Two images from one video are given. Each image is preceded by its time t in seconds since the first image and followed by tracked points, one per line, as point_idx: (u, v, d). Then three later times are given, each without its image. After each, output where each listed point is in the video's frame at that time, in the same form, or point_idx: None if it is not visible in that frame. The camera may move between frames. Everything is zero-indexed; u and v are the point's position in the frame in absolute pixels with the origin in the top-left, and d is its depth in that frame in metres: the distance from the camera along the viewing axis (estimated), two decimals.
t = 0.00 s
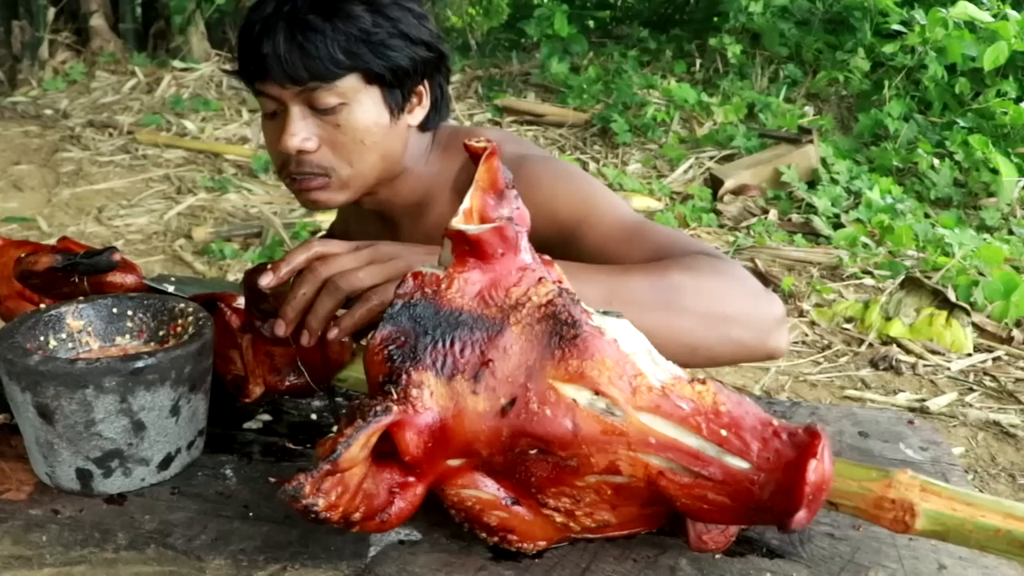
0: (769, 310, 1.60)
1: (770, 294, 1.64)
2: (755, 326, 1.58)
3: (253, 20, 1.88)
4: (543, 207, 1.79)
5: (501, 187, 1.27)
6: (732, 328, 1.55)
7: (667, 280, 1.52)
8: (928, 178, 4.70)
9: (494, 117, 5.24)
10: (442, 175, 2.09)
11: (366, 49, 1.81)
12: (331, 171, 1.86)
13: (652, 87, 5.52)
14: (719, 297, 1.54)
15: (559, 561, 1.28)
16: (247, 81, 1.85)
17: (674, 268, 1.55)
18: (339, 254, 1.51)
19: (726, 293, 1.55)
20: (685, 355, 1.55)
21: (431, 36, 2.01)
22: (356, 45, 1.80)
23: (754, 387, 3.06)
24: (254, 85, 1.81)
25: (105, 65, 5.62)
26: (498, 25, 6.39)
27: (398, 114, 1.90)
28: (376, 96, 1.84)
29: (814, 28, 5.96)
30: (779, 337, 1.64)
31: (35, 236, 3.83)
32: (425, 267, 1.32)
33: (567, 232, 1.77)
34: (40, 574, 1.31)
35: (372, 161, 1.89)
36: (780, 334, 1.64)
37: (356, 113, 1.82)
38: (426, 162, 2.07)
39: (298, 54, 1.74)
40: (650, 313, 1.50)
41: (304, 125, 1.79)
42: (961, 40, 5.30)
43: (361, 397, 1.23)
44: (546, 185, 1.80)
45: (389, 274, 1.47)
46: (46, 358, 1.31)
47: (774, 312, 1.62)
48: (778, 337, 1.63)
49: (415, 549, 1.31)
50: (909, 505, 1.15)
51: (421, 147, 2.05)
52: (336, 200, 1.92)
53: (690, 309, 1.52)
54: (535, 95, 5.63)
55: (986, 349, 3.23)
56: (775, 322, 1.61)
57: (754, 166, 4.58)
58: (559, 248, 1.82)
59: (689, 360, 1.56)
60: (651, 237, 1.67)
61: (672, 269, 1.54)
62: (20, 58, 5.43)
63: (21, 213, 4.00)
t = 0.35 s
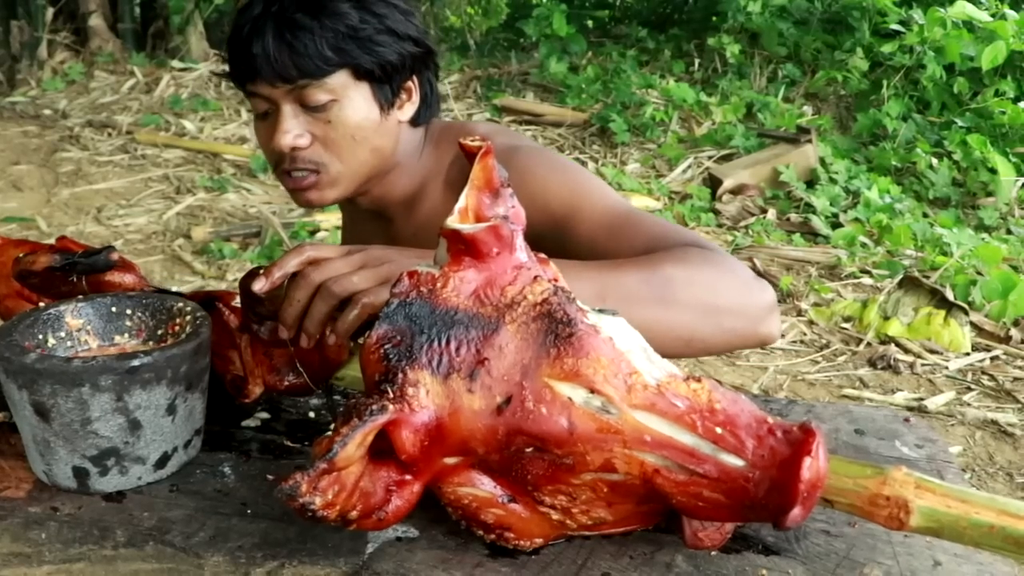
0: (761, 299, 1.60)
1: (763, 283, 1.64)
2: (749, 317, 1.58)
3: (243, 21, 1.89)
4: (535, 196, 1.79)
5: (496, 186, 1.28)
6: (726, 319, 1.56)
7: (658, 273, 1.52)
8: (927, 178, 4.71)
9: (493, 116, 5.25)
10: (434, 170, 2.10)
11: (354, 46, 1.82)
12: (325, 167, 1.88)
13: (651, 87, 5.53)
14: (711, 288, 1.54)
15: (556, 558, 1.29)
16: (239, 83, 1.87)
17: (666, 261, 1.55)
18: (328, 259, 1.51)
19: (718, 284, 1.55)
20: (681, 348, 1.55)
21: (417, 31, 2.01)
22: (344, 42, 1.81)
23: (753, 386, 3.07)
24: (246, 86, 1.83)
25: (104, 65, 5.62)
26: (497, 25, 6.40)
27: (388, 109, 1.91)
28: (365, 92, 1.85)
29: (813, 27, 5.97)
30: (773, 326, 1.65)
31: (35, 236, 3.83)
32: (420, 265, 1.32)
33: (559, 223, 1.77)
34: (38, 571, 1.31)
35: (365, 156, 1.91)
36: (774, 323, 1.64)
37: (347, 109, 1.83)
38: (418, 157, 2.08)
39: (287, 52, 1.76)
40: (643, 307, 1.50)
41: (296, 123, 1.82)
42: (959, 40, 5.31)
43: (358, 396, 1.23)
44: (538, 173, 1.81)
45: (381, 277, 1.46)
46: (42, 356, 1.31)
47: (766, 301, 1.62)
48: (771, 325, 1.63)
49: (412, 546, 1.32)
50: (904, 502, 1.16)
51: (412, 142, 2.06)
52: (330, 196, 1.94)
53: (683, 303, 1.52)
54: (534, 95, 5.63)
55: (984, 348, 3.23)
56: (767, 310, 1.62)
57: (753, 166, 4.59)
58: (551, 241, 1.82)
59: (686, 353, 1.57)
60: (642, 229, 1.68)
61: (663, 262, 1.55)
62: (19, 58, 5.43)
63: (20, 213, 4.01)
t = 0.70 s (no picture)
0: (756, 302, 1.62)
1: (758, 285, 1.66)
2: (745, 318, 1.60)
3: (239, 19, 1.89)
4: (532, 194, 1.79)
5: (494, 186, 1.29)
6: (722, 321, 1.58)
7: (657, 276, 1.53)
8: (925, 177, 4.71)
9: (493, 116, 5.25)
10: (432, 168, 2.10)
11: (352, 39, 1.84)
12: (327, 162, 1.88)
13: (649, 87, 5.53)
14: (710, 291, 1.56)
15: (554, 557, 1.29)
16: (238, 81, 1.88)
17: (665, 264, 1.55)
18: (330, 257, 1.51)
19: (715, 286, 1.56)
20: (677, 349, 1.57)
21: (413, 24, 2.04)
22: (342, 35, 1.83)
23: (751, 385, 3.07)
24: (244, 83, 1.84)
25: (103, 64, 5.62)
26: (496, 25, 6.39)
27: (387, 103, 1.92)
28: (365, 85, 1.86)
29: (812, 27, 5.97)
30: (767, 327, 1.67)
31: (33, 235, 3.83)
32: (418, 266, 1.32)
33: (558, 223, 1.77)
34: (38, 569, 1.32)
35: (365, 151, 1.91)
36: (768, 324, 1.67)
37: (346, 102, 1.83)
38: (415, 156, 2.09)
39: (286, 46, 1.77)
40: (642, 311, 1.51)
41: (296, 117, 1.81)
42: (958, 40, 5.32)
43: (356, 396, 1.24)
44: (535, 170, 1.81)
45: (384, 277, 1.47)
46: (42, 355, 1.32)
47: (761, 303, 1.64)
48: (765, 327, 1.66)
49: (411, 545, 1.32)
50: (901, 501, 1.16)
51: (411, 137, 2.06)
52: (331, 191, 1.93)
53: (681, 306, 1.53)
54: (532, 94, 5.63)
55: (982, 347, 3.23)
56: (761, 313, 1.64)
57: (751, 165, 4.60)
58: (549, 239, 1.82)
59: (681, 354, 1.59)
60: (640, 230, 1.68)
61: (663, 266, 1.55)
62: (17, 58, 5.43)
63: (19, 212, 4.01)
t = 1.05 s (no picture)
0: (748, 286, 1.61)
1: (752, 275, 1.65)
2: (734, 301, 1.59)
3: (233, 20, 1.90)
4: (524, 185, 1.79)
5: (493, 184, 1.29)
6: (707, 300, 1.57)
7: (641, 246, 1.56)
8: (924, 177, 4.72)
9: (491, 115, 5.25)
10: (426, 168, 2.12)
11: (347, 36, 1.85)
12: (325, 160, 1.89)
13: (648, 86, 5.54)
14: (695, 266, 1.57)
15: (552, 555, 1.29)
16: (233, 84, 1.88)
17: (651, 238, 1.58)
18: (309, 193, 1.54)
19: (701, 262, 1.57)
20: (658, 322, 1.57)
21: (404, 21, 2.05)
22: (337, 32, 1.84)
23: (750, 384, 3.08)
24: (239, 85, 1.84)
25: (102, 64, 5.62)
26: (495, 24, 6.39)
27: (382, 100, 1.94)
28: (360, 83, 1.88)
29: (810, 27, 5.97)
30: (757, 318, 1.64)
31: (32, 235, 3.83)
32: (418, 264, 1.33)
33: (549, 214, 1.78)
34: (37, 568, 1.31)
35: (362, 149, 1.92)
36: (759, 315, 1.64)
37: (343, 100, 1.85)
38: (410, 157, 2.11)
39: (281, 45, 1.78)
40: (620, 275, 1.54)
41: (294, 117, 1.82)
42: (957, 39, 5.34)
43: (355, 394, 1.24)
44: (528, 163, 1.81)
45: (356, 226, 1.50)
46: (41, 354, 1.32)
47: (752, 289, 1.62)
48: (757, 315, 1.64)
49: (409, 543, 1.32)
50: (898, 498, 1.17)
51: (405, 134, 2.10)
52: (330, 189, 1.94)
53: (664, 277, 1.54)
54: (531, 93, 5.63)
55: (981, 347, 3.24)
56: (752, 299, 1.62)
57: (750, 165, 4.61)
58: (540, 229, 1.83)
59: (664, 328, 1.58)
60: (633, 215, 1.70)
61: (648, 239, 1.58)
62: (16, 57, 5.43)
63: (18, 212, 4.01)
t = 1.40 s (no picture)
0: (623, 222, 1.66)
1: (641, 215, 1.68)
2: (607, 241, 1.64)
3: (230, 20, 1.92)
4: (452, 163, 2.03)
5: (493, 185, 1.29)
6: (572, 239, 1.65)
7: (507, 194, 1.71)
8: (922, 177, 4.72)
9: (491, 115, 5.25)
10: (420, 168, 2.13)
11: (345, 35, 1.88)
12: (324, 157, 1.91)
13: (648, 86, 5.54)
14: (556, 208, 1.67)
15: (552, 555, 1.29)
16: (231, 84, 1.89)
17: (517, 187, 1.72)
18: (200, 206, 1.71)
19: (560, 203, 1.67)
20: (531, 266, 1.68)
21: (402, 24, 2.09)
22: (336, 31, 1.87)
23: (749, 383, 3.08)
24: (238, 84, 1.86)
25: (101, 63, 5.62)
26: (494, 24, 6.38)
27: (380, 100, 1.97)
28: (359, 81, 1.90)
29: (810, 27, 5.97)
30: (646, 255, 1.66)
31: (31, 234, 3.83)
32: (417, 264, 1.33)
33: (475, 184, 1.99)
34: (37, 567, 1.32)
35: (358, 146, 1.95)
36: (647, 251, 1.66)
37: (342, 98, 1.87)
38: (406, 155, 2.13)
39: (282, 44, 1.80)
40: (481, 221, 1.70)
41: (294, 114, 1.83)
42: (955, 39, 5.35)
43: (355, 395, 1.24)
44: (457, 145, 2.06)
45: (232, 219, 1.62)
46: (41, 353, 1.32)
47: (631, 224, 1.66)
48: (642, 245, 1.65)
49: (409, 543, 1.32)
50: (898, 499, 1.17)
51: (402, 133, 2.13)
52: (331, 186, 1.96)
53: (530, 216, 1.67)
54: (530, 93, 5.63)
55: (979, 346, 3.24)
56: (633, 234, 1.65)
57: (749, 165, 4.62)
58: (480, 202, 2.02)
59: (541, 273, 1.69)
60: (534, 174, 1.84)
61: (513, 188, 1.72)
62: (15, 56, 5.42)
63: (17, 211, 4.01)
